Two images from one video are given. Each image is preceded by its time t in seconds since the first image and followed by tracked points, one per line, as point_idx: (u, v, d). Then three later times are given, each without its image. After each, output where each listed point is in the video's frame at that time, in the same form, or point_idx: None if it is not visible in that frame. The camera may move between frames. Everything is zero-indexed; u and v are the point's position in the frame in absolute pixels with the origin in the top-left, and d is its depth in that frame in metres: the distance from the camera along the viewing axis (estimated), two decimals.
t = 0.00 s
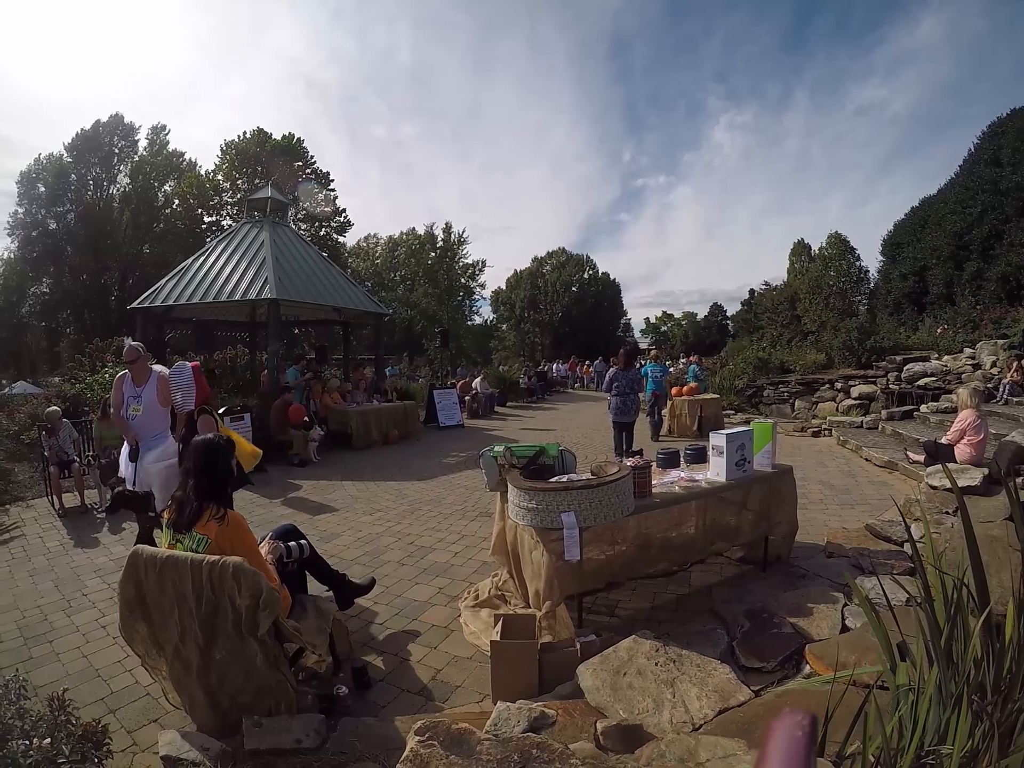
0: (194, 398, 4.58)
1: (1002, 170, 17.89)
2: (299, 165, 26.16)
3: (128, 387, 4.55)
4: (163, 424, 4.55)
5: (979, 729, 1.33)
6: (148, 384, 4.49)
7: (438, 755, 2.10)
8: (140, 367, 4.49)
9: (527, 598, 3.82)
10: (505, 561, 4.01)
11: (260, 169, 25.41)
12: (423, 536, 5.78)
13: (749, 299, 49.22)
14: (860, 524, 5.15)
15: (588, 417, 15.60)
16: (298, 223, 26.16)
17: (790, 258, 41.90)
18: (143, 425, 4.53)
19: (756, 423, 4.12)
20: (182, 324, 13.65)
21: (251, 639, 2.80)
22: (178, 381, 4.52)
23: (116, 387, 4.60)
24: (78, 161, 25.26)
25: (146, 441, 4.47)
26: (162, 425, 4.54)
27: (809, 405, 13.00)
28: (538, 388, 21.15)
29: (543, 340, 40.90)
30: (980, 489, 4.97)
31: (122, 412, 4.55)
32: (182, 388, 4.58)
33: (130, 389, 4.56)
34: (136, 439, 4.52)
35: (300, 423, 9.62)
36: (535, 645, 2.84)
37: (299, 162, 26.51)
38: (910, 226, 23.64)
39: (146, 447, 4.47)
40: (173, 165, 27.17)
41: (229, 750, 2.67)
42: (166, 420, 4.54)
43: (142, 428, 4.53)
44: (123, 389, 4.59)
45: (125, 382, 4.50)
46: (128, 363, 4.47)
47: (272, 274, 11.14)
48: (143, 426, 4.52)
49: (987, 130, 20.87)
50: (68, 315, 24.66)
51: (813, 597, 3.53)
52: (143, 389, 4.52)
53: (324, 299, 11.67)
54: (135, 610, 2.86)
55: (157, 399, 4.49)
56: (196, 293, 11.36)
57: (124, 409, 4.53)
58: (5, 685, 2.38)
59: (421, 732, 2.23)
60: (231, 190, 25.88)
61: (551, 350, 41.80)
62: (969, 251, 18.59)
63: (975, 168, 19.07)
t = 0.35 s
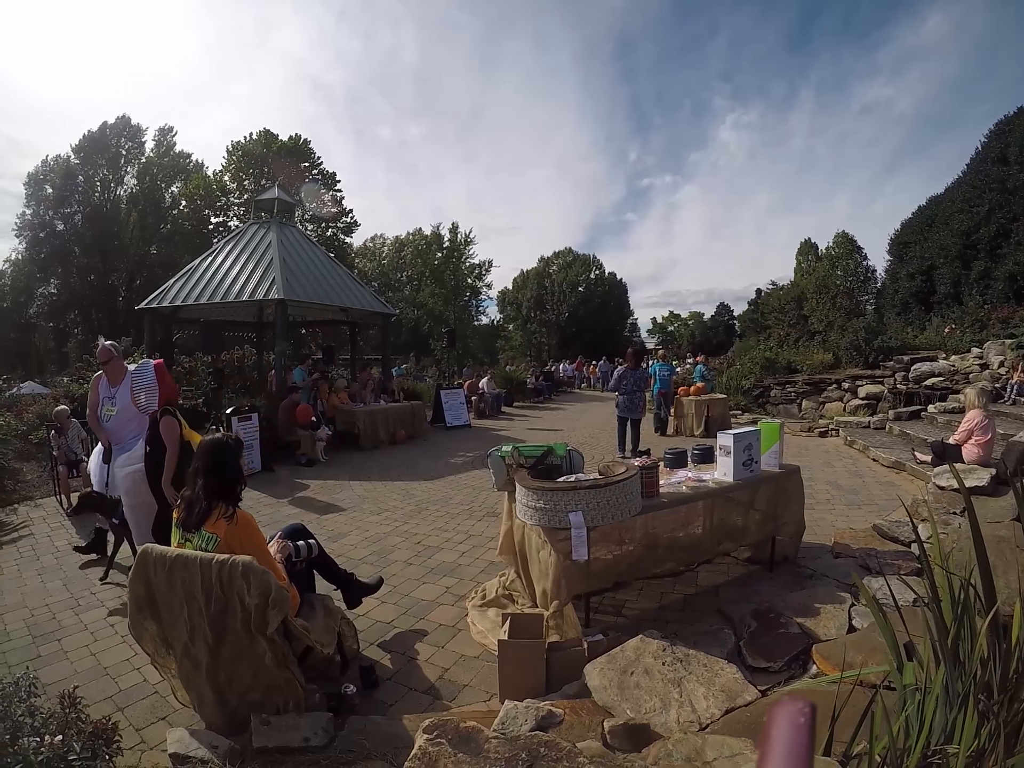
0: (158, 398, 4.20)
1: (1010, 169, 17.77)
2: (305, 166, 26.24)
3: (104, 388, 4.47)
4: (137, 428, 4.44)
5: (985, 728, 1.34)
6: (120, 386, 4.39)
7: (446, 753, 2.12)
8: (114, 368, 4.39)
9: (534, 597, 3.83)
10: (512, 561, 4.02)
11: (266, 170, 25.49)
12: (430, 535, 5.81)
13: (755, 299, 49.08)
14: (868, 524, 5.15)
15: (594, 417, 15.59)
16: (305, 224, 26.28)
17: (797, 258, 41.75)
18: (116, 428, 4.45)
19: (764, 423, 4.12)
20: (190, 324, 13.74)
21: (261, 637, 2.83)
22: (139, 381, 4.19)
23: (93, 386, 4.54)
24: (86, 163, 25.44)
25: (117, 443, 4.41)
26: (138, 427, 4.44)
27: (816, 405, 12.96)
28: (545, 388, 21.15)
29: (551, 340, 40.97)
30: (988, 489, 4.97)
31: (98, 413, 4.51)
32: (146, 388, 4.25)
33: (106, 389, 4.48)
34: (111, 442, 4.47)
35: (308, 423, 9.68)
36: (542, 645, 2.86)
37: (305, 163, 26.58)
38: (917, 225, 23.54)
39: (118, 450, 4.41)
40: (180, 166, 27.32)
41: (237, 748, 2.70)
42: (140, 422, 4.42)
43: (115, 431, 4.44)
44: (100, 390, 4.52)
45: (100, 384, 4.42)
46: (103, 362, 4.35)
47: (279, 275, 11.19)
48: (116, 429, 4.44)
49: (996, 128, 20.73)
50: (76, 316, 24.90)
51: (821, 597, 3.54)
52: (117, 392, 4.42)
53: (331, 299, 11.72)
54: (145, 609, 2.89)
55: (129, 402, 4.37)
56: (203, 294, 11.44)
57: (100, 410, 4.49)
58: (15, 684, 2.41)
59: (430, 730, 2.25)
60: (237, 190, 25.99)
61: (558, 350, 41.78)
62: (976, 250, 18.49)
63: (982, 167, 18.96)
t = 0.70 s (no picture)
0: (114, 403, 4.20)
1: (1016, 167, 17.65)
2: (310, 167, 26.26)
3: (66, 390, 4.49)
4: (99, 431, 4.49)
5: (990, 730, 1.34)
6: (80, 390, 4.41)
7: (451, 753, 2.13)
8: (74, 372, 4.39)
9: (538, 597, 3.84)
10: (517, 562, 4.03)
11: (271, 170, 25.50)
12: (435, 535, 5.82)
13: (760, 298, 48.93)
14: (873, 525, 5.13)
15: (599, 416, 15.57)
16: (310, 224, 26.34)
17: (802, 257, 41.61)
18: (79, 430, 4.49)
19: (770, 423, 4.11)
20: (195, 325, 13.80)
21: (266, 637, 2.84)
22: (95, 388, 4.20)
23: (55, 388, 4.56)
24: (91, 164, 25.57)
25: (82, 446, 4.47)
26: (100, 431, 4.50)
27: (822, 405, 12.93)
28: (551, 388, 21.14)
29: (556, 340, 40.94)
30: (993, 490, 4.95)
31: (62, 415, 4.54)
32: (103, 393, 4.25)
33: (69, 392, 4.50)
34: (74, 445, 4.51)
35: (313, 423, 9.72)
36: (547, 645, 2.87)
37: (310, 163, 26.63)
38: (923, 224, 23.44)
39: (81, 453, 4.47)
40: (185, 167, 27.44)
41: (242, 748, 2.71)
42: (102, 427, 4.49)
43: (78, 433, 4.49)
44: (62, 392, 4.54)
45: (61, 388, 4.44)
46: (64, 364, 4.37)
47: (284, 276, 11.22)
48: (80, 432, 4.49)
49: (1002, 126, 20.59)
50: (82, 316, 25.07)
51: (826, 597, 3.53)
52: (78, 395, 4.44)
53: (336, 300, 11.75)
54: (151, 608, 2.91)
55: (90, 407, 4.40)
56: (209, 294, 11.50)
57: (64, 413, 4.52)
58: (21, 682, 2.43)
59: (435, 730, 2.26)
60: (242, 191, 26.06)
61: (563, 350, 41.73)
62: (982, 249, 18.39)
63: (988, 165, 18.85)
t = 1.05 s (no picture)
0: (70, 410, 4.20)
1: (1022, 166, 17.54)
2: (316, 167, 26.29)
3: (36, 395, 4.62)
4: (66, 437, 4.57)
5: (995, 729, 1.35)
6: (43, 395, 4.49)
7: (456, 752, 2.14)
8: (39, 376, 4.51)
9: (543, 597, 3.84)
10: (523, 562, 4.04)
11: (277, 171, 25.61)
12: (441, 535, 5.84)
13: (766, 299, 48.77)
14: (879, 525, 5.12)
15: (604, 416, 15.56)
16: (316, 224, 26.42)
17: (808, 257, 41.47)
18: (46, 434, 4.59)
19: (776, 423, 4.11)
20: (202, 325, 13.87)
21: (273, 635, 2.86)
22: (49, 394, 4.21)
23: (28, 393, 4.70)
24: (97, 165, 25.71)
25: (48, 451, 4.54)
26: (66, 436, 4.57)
27: (827, 405, 12.89)
28: (556, 389, 21.12)
29: (561, 340, 40.91)
30: (999, 490, 4.94)
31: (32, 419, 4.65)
32: (57, 400, 4.24)
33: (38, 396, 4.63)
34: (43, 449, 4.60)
35: (319, 423, 9.76)
36: (552, 644, 2.88)
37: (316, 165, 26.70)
38: (929, 224, 23.33)
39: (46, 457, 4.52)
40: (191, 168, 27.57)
41: (248, 746, 2.73)
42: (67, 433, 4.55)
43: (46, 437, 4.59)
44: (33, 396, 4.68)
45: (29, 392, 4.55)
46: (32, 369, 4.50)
47: (291, 276, 11.26)
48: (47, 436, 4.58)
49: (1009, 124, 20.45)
50: (88, 317, 25.25)
51: (832, 598, 3.53)
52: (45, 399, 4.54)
53: (342, 300, 11.79)
54: (158, 607, 2.94)
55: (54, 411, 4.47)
56: (215, 294, 11.56)
57: (34, 417, 4.64)
58: (29, 678, 2.45)
59: (440, 729, 2.27)
60: (248, 192, 26.14)
61: (569, 350, 41.69)
62: (987, 249, 18.30)
63: (994, 164, 18.74)
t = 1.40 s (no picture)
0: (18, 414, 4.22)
1: None
2: (320, 167, 26.33)
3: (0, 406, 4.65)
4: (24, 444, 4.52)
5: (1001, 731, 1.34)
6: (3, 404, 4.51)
7: (459, 752, 2.14)
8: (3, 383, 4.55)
9: (547, 597, 3.84)
10: (527, 561, 4.04)
11: (281, 171, 25.65)
12: (445, 534, 5.84)
13: (771, 298, 48.59)
14: (884, 526, 5.10)
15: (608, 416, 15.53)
16: (320, 224, 26.46)
17: (813, 257, 41.28)
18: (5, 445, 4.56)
19: (780, 423, 4.09)
20: (206, 325, 13.91)
21: (278, 635, 2.87)
22: None
23: None
24: (102, 166, 25.84)
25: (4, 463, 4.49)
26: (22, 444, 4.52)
27: (832, 405, 12.84)
28: (561, 388, 21.09)
29: (565, 340, 40.87)
30: (1005, 491, 4.91)
31: None
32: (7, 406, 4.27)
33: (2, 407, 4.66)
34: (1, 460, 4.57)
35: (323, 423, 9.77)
36: (556, 645, 2.87)
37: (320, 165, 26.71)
38: (935, 223, 23.21)
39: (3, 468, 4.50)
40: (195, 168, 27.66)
41: (252, 746, 2.74)
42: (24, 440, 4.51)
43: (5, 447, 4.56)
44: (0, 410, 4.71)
45: None
46: None
47: (295, 277, 11.28)
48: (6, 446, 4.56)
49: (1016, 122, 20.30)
50: (93, 317, 25.42)
51: (837, 598, 3.51)
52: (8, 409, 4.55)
53: (346, 299, 11.80)
54: (162, 606, 2.95)
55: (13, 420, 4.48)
56: (220, 294, 11.59)
57: None
58: (35, 678, 2.46)
59: (444, 729, 2.27)
60: (252, 192, 26.19)
61: (573, 350, 41.65)
62: (993, 248, 18.19)
63: (1001, 162, 18.61)
